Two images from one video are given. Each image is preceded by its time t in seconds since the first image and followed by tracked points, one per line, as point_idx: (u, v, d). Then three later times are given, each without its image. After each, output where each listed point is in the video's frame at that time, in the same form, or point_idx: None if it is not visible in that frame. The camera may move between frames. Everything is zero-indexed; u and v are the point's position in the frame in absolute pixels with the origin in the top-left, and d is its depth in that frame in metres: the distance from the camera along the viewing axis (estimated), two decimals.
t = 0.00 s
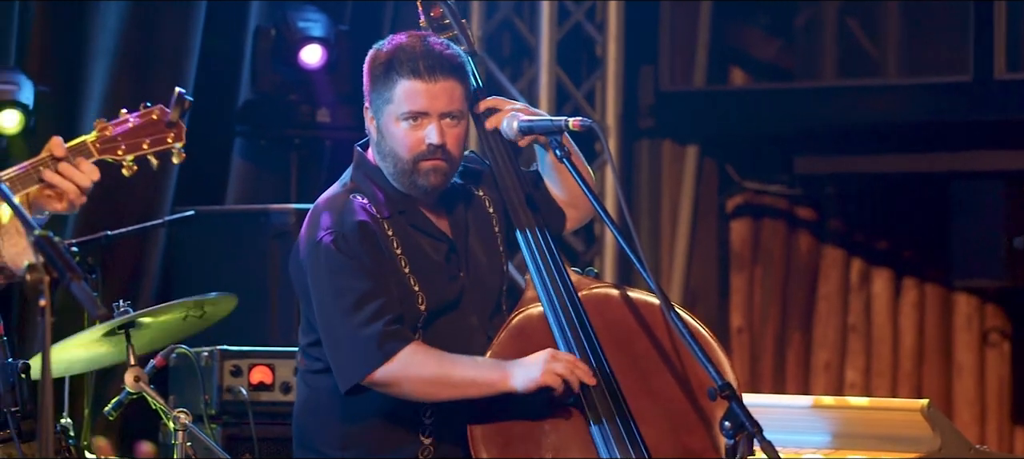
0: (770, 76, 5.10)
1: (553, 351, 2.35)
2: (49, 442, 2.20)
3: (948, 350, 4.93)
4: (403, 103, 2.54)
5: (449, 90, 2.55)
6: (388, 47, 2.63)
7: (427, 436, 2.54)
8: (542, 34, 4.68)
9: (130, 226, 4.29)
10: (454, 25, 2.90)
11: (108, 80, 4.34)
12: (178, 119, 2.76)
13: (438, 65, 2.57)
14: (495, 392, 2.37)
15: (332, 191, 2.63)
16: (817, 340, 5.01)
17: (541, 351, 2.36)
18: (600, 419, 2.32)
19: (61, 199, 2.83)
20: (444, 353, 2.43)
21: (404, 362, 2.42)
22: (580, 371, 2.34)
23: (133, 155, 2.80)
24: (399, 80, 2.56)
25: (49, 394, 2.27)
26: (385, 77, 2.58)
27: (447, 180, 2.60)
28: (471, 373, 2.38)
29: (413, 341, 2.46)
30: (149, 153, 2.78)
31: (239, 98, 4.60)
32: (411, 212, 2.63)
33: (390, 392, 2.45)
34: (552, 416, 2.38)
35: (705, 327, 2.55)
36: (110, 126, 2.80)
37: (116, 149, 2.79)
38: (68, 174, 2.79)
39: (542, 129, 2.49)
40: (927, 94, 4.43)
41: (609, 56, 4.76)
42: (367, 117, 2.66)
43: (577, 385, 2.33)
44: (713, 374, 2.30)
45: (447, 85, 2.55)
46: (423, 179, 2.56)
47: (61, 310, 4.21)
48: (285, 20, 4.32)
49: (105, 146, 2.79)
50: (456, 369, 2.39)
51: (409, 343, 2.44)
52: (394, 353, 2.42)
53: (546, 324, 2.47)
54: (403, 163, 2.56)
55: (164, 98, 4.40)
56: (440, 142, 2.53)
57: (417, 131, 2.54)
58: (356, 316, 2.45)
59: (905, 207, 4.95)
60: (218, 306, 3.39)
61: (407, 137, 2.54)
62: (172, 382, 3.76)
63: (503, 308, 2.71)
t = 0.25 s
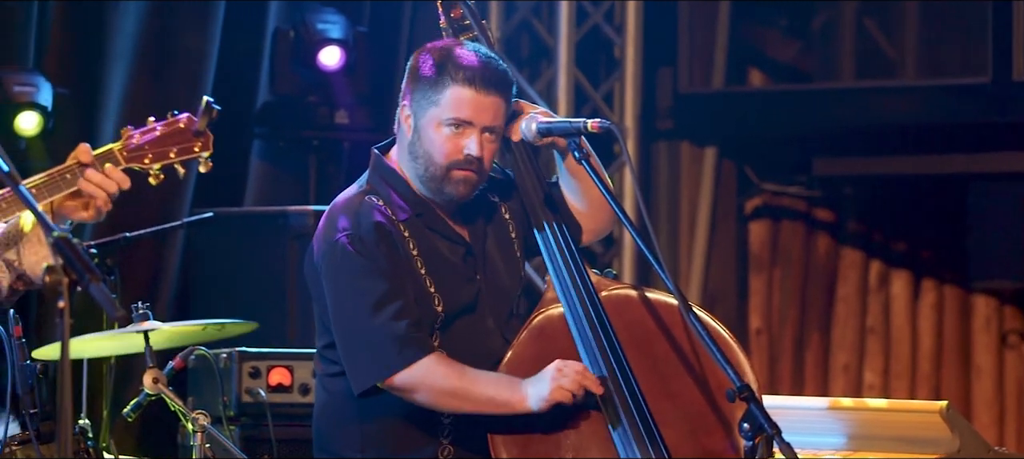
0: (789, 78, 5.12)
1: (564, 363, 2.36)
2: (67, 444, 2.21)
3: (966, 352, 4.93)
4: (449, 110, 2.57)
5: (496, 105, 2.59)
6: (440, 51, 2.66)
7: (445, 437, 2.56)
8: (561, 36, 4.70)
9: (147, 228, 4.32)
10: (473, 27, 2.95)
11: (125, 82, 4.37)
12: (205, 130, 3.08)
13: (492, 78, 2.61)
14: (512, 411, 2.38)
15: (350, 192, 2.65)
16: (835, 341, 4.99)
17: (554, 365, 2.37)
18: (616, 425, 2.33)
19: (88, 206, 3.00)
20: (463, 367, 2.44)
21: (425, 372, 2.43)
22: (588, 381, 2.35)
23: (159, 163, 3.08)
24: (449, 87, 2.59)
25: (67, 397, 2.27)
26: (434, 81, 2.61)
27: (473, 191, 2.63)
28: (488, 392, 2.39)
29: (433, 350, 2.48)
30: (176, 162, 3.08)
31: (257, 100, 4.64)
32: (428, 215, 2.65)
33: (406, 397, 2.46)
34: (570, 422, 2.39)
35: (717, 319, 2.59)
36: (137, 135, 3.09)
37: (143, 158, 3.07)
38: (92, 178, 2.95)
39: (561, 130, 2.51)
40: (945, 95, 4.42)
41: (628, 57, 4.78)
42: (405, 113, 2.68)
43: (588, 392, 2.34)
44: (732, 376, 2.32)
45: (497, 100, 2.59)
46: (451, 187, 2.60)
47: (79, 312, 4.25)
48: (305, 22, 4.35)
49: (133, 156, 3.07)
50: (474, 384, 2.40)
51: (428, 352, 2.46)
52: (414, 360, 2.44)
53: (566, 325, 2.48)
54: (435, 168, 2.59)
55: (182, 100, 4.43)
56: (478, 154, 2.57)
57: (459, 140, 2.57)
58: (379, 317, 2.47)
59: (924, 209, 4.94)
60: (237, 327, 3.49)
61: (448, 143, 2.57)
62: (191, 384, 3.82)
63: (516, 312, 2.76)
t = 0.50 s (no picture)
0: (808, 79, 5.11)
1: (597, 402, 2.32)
2: (87, 444, 2.26)
3: (987, 353, 4.91)
4: (467, 107, 2.59)
5: (513, 101, 2.61)
6: (455, 47, 2.68)
7: (467, 438, 2.59)
8: (580, 36, 4.71)
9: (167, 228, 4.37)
10: (495, 25, 2.98)
11: (144, 83, 4.41)
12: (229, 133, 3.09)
13: (507, 75, 2.62)
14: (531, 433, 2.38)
15: (372, 193, 2.68)
16: (855, 342, 4.99)
17: (586, 400, 2.33)
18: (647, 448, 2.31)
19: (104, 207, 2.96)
20: (491, 378, 2.44)
21: (450, 382, 2.44)
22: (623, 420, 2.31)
23: (181, 166, 3.11)
24: (466, 84, 2.61)
25: (87, 395, 2.31)
26: (451, 78, 2.63)
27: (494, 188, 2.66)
28: (510, 411, 2.38)
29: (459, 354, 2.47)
30: (199, 164, 3.08)
31: (275, 101, 4.66)
32: (451, 219, 2.69)
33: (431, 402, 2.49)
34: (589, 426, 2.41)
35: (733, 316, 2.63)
36: (160, 137, 3.11)
37: (166, 160, 3.10)
38: (109, 179, 2.92)
39: (580, 130, 2.52)
40: (966, 95, 4.41)
41: (648, 57, 4.79)
42: (422, 112, 2.70)
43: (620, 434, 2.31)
44: (751, 376, 2.33)
45: (513, 96, 2.61)
46: (472, 185, 2.62)
47: (99, 311, 4.29)
48: (324, 22, 4.41)
49: (156, 158, 3.09)
50: (500, 401, 2.39)
51: (454, 357, 2.46)
52: (438, 366, 2.44)
53: (585, 325, 2.48)
54: (456, 166, 2.62)
55: (201, 101, 4.47)
56: (497, 151, 2.59)
57: (478, 137, 2.59)
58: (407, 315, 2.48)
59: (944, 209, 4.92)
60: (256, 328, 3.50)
61: (467, 141, 2.59)
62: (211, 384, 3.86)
63: (538, 313, 2.78)
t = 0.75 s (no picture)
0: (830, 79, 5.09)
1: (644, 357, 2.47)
2: (109, 444, 2.30)
3: (1010, 353, 4.90)
4: (493, 111, 2.63)
5: (539, 107, 2.65)
6: (482, 53, 2.73)
7: (495, 438, 2.65)
8: (603, 36, 4.72)
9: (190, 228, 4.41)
10: (519, 22, 3.04)
11: (167, 85, 4.48)
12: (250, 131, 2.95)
13: (535, 82, 2.66)
14: (575, 385, 2.46)
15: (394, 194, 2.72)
16: (878, 342, 4.98)
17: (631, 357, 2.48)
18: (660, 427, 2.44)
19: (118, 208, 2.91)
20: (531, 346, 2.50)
21: (486, 350, 2.48)
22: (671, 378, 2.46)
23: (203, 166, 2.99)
24: (493, 89, 2.65)
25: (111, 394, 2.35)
26: (478, 83, 2.67)
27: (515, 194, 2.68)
28: (554, 367, 2.46)
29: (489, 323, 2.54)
30: (220, 163, 2.96)
31: (298, 101, 4.70)
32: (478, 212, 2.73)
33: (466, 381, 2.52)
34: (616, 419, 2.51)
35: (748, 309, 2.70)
36: (183, 135, 2.98)
37: (188, 159, 2.98)
38: (126, 179, 2.85)
39: (603, 131, 2.53)
40: (990, 95, 4.40)
41: (670, 58, 4.80)
42: (448, 115, 2.74)
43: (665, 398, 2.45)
44: (774, 376, 2.37)
45: (540, 102, 2.65)
46: (494, 189, 2.64)
47: (122, 311, 4.34)
48: (346, 22, 4.42)
49: (178, 158, 2.97)
50: (542, 360, 2.47)
51: (487, 326, 2.52)
52: (474, 330, 2.50)
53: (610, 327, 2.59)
54: (478, 171, 2.64)
55: (223, 103, 4.51)
56: (521, 156, 2.62)
57: (502, 141, 2.63)
58: (431, 298, 2.52)
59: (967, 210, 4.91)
60: (277, 317, 3.56)
61: (491, 145, 2.63)
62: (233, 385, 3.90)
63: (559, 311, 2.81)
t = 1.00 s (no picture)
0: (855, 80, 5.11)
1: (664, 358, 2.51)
2: (135, 446, 2.29)
3: None
4: (495, 94, 2.75)
5: (536, 81, 2.78)
6: (472, 44, 2.86)
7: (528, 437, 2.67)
8: (629, 37, 4.74)
9: (216, 229, 4.46)
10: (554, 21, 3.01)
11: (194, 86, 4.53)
12: (278, 128, 2.88)
13: (525, 57, 2.79)
14: (607, 377, 2.51)
15: (419, 196, 2.80)
16: (903, 343, 4.97)
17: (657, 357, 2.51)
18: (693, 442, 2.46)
19: (144, 208, 2.81)
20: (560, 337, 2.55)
21: (520, 342, 2.51)
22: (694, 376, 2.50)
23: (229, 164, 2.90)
24: (489, 72, 2.77)
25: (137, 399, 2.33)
26: (474, 71, 2.80)
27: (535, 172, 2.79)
28: (586, 357, 2.51)
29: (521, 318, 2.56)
30: (248, 161, 2.88)
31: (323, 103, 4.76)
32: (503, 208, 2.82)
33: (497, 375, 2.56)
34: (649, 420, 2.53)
35: (774, 308, 2.78)
36: (208, 133, 2.90)
37: (213, 158, 2.89)
38: (151, 179, 2.73)
39: (629, 132, 2.57)
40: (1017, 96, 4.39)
41: (696, 59, 4.81)
42: (452, 113, 2.86)
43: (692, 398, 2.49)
44: (800, 378, 2.42)
45: (536, 75, 2.78)
46: (514, 170, 2.75)
47: (147, 312, 4.39)
48: (372, 24, 4.46)
49: (202, 156, 2.89)
50: (573, 351, 2.52)
51: (516, 318, 2.55)
52: (505, 323, 2.53)
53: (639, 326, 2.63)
54: (495, 155, 2.75)
55: (250, 106, 4.57)
56: (532, 131, 2.73)
57: (511, 121, 2.74)
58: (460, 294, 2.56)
59: (994, 212, 4.90)
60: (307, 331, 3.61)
61: (501, 127, 2.74)
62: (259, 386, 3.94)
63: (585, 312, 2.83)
